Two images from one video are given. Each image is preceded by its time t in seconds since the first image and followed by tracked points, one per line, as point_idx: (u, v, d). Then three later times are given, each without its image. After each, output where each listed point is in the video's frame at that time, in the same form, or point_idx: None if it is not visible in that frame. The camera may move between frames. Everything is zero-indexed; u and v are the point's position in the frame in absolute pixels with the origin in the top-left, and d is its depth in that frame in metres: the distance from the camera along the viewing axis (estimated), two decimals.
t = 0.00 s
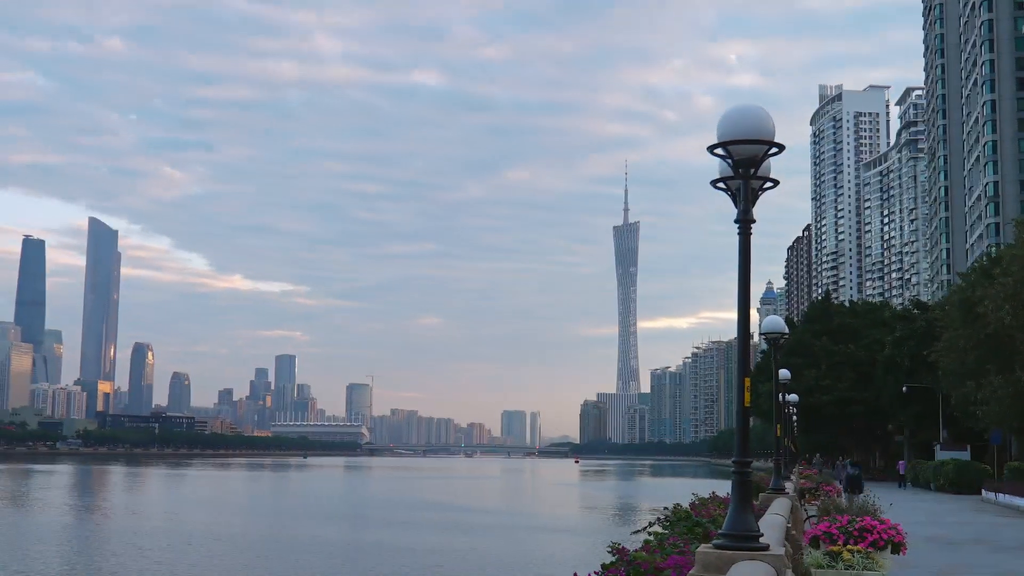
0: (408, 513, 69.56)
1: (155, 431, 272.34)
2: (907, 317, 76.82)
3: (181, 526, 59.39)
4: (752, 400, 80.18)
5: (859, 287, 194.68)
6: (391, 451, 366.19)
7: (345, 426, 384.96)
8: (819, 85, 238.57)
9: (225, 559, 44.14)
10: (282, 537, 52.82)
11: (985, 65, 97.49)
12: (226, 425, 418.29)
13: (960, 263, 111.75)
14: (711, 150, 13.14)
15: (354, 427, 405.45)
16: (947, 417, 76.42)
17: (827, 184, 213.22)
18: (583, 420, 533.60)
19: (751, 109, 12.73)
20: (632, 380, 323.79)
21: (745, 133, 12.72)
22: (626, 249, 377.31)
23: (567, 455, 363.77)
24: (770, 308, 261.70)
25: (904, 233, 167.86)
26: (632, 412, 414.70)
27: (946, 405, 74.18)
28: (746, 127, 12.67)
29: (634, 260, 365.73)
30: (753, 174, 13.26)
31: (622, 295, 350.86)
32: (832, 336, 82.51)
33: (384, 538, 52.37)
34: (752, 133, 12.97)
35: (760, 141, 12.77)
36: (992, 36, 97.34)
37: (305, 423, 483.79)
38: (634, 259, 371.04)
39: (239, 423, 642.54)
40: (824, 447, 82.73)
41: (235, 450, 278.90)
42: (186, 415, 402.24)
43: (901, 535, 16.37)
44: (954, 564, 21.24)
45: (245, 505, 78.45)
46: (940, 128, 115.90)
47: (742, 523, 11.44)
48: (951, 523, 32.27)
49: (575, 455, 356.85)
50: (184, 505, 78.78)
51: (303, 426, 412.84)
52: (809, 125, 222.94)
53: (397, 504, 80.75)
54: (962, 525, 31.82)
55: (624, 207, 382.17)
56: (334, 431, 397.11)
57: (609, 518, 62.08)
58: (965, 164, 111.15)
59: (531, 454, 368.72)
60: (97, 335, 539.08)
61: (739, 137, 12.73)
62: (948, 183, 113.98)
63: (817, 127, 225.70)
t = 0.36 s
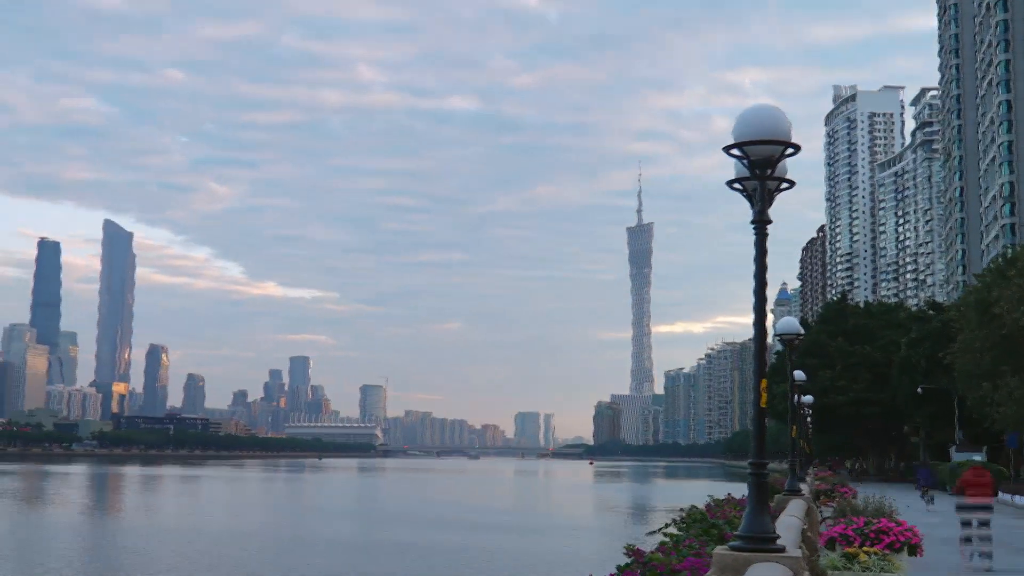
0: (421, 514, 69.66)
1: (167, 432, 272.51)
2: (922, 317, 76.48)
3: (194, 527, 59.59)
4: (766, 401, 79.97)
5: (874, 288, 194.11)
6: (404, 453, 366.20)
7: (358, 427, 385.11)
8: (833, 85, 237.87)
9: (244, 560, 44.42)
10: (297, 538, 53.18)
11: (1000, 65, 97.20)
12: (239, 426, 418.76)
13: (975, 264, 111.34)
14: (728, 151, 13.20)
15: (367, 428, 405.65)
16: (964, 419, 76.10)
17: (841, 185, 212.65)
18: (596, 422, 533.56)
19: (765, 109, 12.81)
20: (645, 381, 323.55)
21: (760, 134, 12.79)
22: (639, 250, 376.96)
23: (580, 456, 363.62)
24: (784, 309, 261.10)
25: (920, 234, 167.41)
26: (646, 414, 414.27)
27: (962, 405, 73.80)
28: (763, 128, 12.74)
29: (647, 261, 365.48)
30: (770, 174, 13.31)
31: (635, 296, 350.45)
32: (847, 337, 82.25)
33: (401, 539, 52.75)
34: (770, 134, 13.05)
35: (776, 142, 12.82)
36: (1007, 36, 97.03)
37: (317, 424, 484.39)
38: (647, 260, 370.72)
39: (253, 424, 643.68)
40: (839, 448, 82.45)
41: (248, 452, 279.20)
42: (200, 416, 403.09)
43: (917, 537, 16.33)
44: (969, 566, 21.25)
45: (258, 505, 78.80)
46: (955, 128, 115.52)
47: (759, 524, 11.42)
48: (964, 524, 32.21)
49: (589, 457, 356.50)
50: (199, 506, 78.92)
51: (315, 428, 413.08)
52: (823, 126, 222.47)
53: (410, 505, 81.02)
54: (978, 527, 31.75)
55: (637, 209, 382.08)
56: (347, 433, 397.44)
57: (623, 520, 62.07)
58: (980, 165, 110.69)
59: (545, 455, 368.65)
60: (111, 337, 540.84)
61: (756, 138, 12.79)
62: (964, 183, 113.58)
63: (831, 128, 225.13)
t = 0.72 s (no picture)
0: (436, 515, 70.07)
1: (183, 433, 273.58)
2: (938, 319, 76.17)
3: (209, 528, 60.03)
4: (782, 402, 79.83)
5: (889, 289, 193.46)
6: (419, 454, 366.76)
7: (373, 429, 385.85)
8: (848, 86, 237.20)
9: (260, 560, 44.79)
10: (316, 539, 53.55)
11: (1016, 65, 96.71)
12: (255, 427, 420.19)
13: (992, 264, 110.91)
14: (745, 152, 13.20)
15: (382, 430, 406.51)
16: (980, 420, 75.76)
17: (857, 186, 212.09)
18: (612, 423, 533.41)
19: (783, 109, 12.80)
20: (660, 382, 323.22)
21: (778, 134, 12.78)
22: (653, 251, 376.71)
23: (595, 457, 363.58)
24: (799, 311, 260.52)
25: (936, 234, 166.84)
26: (661, 415, 413.88)
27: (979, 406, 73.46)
28: (781, 128, 12.74)
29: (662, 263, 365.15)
30: (786, 175, 13.34)
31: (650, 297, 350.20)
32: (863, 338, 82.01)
33: (417, 538, 53.12)
34: (785, 136, 13.06)
35: (794, 142, 12.83)
36: None
37: (332, 426, 485.43)
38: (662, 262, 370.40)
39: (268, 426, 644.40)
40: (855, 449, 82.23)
41: (263, 453, 280.16)
42: (216, 417, 404.42)
43: (937, 539, 16.23)
44: (987, 567, 21.17)
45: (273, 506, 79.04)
46: (971, 128, 115.04)
47: (776, 526, 11.40)
48: (981, 526, 32.12)
49: (603, 458, 356.27)
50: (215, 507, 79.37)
51: (331, 429, 413.97)
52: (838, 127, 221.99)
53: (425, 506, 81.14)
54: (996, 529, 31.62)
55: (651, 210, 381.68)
56: (362, 434, 398.30)
57: (638, 521, 62.11)
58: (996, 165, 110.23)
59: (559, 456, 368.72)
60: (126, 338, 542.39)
61: (775, 138, 12.77)
62: (980, 184, 113.15)
63: (846, 129, 224.53)
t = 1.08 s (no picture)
0: (453, 515, 70.67)
1: (199, 435, 274.78)
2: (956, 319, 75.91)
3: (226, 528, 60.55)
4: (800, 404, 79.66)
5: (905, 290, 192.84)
6: (434, 456, 367.17)
7: (389, 430, 386.42)
8: (864, 86, 236.53)
9: (281, 560, 45.19)
10: (335, 540, 53.88)
11: None
12: (271, 429, 421.22)
13: (1009, 265, 110.50)
14: (762, 152, 13.21)
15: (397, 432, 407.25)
16: (998, 422, 75.42)
17: (872, 186, 211.54)
18: (627, 425, 533.26)
19: (802, 110, 12.80)
20: (675, 383, 322.85)
21: (794, 135, 12.79)
22: (669, 253, 376.19)
23: (610, 458, 363.34)
24: (815, 312, 259.78)
25: (952, 235, 166.28)
26: (676, 417, 413.56)
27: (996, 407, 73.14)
28: (797, 127, 12.74)
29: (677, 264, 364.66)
30: (803, 175, 13.33)
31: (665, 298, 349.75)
32: (881, 339, 81.86)
33: (437, 539, 53.46)
34: (803, 136, 13.04)
35: (811, 141, 12.81)
36: None
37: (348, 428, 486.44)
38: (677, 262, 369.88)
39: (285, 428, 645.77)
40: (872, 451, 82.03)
41: (278, 455, 280.88)
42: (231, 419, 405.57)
43: (954, 540, 16.14)
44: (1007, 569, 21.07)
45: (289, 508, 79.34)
46: (988, 129, 114.54)
47: (794, 528, 11.40)
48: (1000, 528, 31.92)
49: (619, 459, 355.84)
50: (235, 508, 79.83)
51: (346, 431, 414.86)
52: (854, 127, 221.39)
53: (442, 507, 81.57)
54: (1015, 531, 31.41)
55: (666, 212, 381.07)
56: (377, 436, 398.90)
57: (655, 522, 62.18)
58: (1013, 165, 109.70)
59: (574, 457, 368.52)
60: (143, 341, 544.00)
61: (792, 137, 12.78)
62: (996, 185, 112.68)
63: (861, 129, 224.01)
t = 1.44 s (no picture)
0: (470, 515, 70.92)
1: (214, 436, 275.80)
2: (973, 319, 75.60)
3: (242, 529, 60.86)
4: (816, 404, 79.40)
5: (921, 291, 192.17)
6: (449, 457, 367.30)
7: (403, 431, 386.84)
8: (879, 86, 235.73)
9: (298, 561, 45.40)
10: (349, 540, 53.90)
11: None
12: (286, 430, 422.22)
13: None
14: (780, 152, 13.19)
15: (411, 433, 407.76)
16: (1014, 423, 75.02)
17: (887, 187, 210.85)
18: (642, 426, 532.54)
19: (820, 110, 12.79)
20: (690, 384, 322.30)
21: (812, 135, 12.77)
22: (683, 254, 375.59)
23: (625, 460, 362.97)
24: (830, 312, 259.03)
25: (968, 235, 165.58)
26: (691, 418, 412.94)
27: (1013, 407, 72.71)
28: (814, 128, 12.72)
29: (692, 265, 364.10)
30: (820, 175, 13.31)
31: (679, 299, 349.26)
32: (897, 339, 81.59)
33: (454, 539, 53.62)
34: (821, 135, 13.03)
35: (827, 142, 12.80)
36: None
37: (363, 429, 486.91)
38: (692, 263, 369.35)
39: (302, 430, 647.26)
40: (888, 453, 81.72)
41: (293, 456, 281.52)
42: (247, 420, 406.52)
43: (973, 542, 16.07)
44: None
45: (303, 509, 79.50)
46: (1004, 129, 113.96)
47: (811, 527, 11.42)
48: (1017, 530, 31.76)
49: (634, 461, 355.62)
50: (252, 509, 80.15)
51: (361, 432, 415.57)
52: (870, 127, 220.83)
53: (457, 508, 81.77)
54: None
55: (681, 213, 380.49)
56: (392, 436, 399.33)
57: (671, 522, 62.22)
58: None
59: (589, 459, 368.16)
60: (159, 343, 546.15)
61: (809, 137, 12.75)
62: (1013, 185, 112.10)
63: (877, 129, 223.30)
